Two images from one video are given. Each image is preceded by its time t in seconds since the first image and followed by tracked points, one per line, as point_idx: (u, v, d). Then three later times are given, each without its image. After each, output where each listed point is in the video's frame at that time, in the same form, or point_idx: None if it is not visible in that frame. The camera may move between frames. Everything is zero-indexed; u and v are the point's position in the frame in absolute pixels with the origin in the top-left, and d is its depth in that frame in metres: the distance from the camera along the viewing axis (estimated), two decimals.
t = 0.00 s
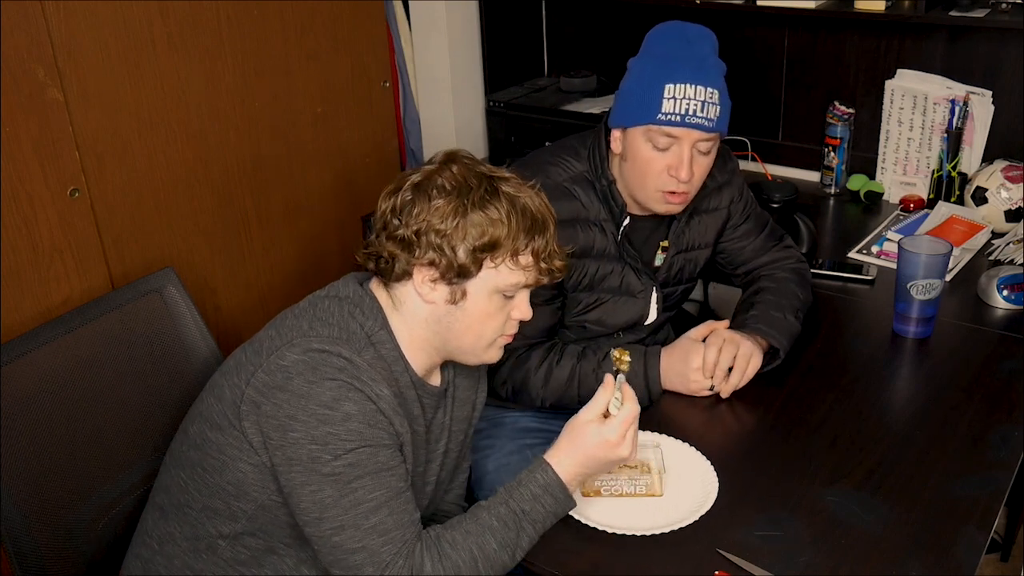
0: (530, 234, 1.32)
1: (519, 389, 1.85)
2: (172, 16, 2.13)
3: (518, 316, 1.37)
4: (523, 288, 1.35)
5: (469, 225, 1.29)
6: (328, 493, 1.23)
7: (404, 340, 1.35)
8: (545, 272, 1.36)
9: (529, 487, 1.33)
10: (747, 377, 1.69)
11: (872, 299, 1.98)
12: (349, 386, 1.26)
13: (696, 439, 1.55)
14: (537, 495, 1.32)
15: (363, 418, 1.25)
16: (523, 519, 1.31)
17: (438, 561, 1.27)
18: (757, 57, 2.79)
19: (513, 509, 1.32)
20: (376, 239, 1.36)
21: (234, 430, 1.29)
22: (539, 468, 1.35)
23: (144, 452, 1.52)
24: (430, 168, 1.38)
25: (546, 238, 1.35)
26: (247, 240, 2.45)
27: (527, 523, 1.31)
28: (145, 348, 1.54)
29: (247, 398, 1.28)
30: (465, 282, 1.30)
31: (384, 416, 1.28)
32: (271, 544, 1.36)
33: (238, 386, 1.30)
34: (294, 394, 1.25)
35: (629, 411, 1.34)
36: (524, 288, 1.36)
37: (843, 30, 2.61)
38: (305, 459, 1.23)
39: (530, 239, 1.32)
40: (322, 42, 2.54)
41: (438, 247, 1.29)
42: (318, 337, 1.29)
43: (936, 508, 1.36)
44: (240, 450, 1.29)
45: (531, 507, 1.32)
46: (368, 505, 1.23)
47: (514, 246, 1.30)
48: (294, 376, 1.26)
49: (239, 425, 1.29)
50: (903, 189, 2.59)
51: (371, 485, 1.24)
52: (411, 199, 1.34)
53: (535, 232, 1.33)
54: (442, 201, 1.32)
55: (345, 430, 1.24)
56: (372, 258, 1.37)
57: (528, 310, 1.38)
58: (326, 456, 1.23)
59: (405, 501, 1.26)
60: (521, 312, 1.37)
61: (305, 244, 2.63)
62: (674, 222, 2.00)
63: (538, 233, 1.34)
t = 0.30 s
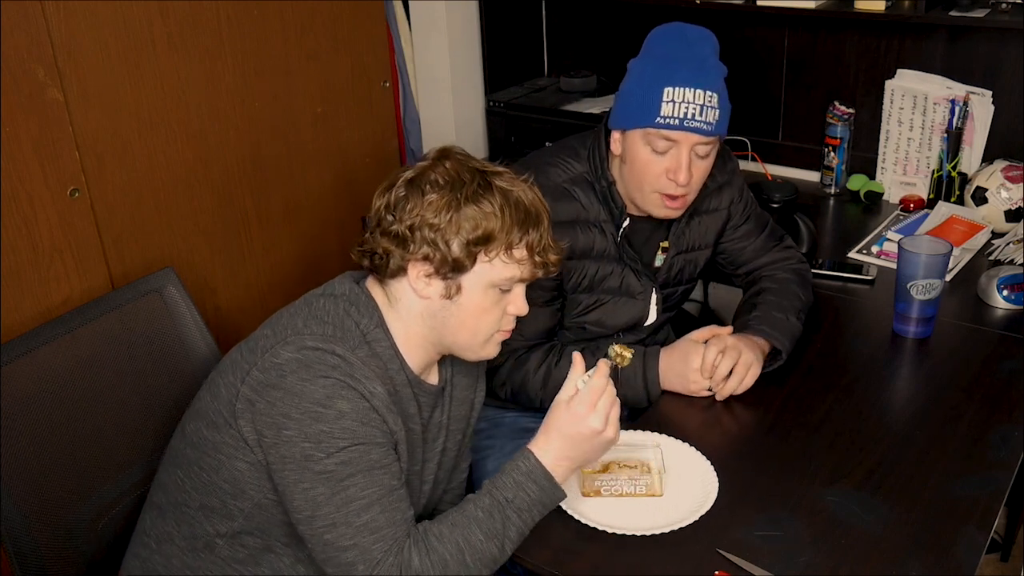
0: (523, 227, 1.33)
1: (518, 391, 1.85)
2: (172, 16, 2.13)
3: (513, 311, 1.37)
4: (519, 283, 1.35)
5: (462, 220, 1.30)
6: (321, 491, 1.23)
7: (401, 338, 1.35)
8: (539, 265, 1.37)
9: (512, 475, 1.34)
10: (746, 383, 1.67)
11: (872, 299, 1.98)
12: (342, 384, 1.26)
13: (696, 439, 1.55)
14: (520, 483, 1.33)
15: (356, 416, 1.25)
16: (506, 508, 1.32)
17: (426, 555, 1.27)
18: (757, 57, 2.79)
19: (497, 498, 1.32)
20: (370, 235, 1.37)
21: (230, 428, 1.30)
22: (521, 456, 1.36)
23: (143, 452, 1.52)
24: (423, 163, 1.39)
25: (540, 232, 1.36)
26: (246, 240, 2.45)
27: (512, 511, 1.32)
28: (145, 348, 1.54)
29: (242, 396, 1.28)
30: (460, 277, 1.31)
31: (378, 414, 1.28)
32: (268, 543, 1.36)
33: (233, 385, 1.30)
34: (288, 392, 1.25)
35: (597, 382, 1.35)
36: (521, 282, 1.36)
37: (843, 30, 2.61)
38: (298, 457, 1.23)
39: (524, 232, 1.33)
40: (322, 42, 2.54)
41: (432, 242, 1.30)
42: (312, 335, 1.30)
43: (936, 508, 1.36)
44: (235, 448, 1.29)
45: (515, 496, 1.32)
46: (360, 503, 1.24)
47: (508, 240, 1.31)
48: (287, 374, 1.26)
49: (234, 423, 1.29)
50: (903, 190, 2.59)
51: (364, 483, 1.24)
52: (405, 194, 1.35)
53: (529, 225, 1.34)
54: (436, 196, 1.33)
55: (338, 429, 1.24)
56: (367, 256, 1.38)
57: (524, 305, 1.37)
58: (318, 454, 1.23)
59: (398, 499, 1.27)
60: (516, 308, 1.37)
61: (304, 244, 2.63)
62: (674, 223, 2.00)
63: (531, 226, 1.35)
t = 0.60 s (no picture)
0: (502, 208, 1.34)
1: (518, 392, 1.85)
2: (172, 16, 2.13)
3: (502, 296, 1.37)
4: (504, 265, 1.36)
5: (439, 203, 1.31)
6: (311, 482, 1.24)
7: (393, 330, 1.36)
8: (522, 246, 1.37)
9: (515, 482, 1.34)
10: (746, 384, 1.67)
11: (872, 299, 1.98)
12: (332, 376, 1.27)
13: (696, 439, 1.55)
14: (522, 490, 1.33)
15: (347, 408, 1.26)
16: (507, 514, 1.32)
17: (420, 552, 1.27)
18: (757, 58, 2.79)
19: (500, 503, 1.32)
20: (354, 229, 1.38)
21: (222, 422, 1.30)
22: (525, 462, 1.36)
23: (143, 451, 1.52)
24: (402, 154, 1.41)
25: (520, 213, 1.37)
26: (246, 238, 2.45)
27: (512, 518, 1.32)
28: (146, 347, 1.55)
29: (234, 389, 1.29)
30: (443, 262, 1.32)
31: (369, 407, 1.29)
32: (261, 539, 1.36)
33: (225, 379, 1.31)
34: (278, 384, 1.26)
35: (614, 407, 1.35)
36: (506, 265, 1.37)
37: (844, 30, 2.61)
38: (289, 449, 1.24)
39: (503, 213, 1.34)
40: (322, 41, 2.54)
41: (412, 228, 1.31)
42: (301, 329, 1.31)
43: (936, 508, 1.36)
44: (227, 442, 1.30)
45: (516, 502, 1.33)
46: (351, 495, 1.24)
47: (487, 221, 1.32)
48: (278, 366, 1.27)
49: (226, 417, 1.30)
50: (903, 190, 2.59)
51: (354, 475, 1.25)
52: (384, 184, 1.37)
53: (508, 205, 1.35)
54: (413, 183, 1.34)
55: (329, 420, 1.25)
56: (353, 250, 1.39)
57: (512, 289, 1.38)
58: (309, 446, 1.24)
59: (389, 492, 1.27)
60: (505, 292, 1.37)
61: (304, 244, 2.63)
62: (674, 225, 2.00)
63: (511, 207, 1.35)
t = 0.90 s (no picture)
0: (504, 211, 1.34)
1: (518, 393, 1.85)
2: (172, 16, 2.13)
3: (501, 297, 1.38)
4: (504, 268, 1.36)
5: (442, 205, 1.31)
6: (303, 480, 1.24)
7: (392, 330, 1.36)
8: (523, 248, 1.37)
9: (511, 497, 1.34)
10: (746, 384, 1.67)
11: (872, 299, 1.98)
12: (328, 375, 1.27)
13: (696, 439, 1.54)
14: (517, 506, 1.33)
15: (341, 408, 1.26)
16: (500, 527, 1.32)
17: (412, 557, 1.28)
18: (757, 58, 2.79)
19: (494, 516, 1.33)
20: (355, 227, 1.38)
21: (218, 417, 1.30)
22: (523, 478, 1.37)
23: (143, 451, 1.52)
24: (405, 154, 1.40)
25: (522, 216, 1.37)
26: (245, 238, 2.45)
27: (505, 532, 1.32)
28: (146, 347, 1.55)
29: (230, 384, 1.29)
30: (444, 263, 1.32)
31: (364, 406, 1.29)
32: (256, 535, 1.36)
33: (223, 374, 1.31)
34: (274, 381, 1.26)
35: (619, 437, 1.36)
36: (507, 267, 1.37)
37: (844, 30, 2.61)
38: (282, 446, 1.24)
39: (505, 216, 1.34)
40: (322, 41, 2.54)
41: (414, 229, 1.31)
42: (298, 326, 1.31)
43: (936, 507, 1.36)
44: (223, 437, 1.30)
45: (511, 516, 1.33)
46: (343, 495, 1.25)
47: (489, 224, 1.32)
48: (274, 363, 1.27)
49: (222, 412, 1.30)
50: (903, 189, 2.59)
51: (346, 475, 1.25)
52: (387, 184, 1.37)
53: (510, 208, 1.35)
54: (416, 184, 1.34)
55: (323, 419, 1.25)
56: (354, 249, 1.39)
57: (512, 292, 1.38)
58: (302, 444, 1.24)
59: (379, 493, 1.28)
60: (504, 295, 1.38)
61: (303, 243, 2.63)
62: (674, 225, 2.00)
63: (513, 210, 1.35)
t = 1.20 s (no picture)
0: (503, 200, 1.34)
1: (518, 393, 1.85)
2: (172, 16, 2.13)
3: (506, 288, 1.39)
4: (506, 256, 1.37)
5: (442, 197, 1.32)
6: (299, 485, 1.24)
7: (396, 330, 1.36)
8: (525, 237, 1.37)
9: (510, 520, 1.34)
10: (746, 384, 1.67)
11: (872, 299, 1.98)
12: (330, 381, 1.27)
13: (696, 439, 1.54)
14: (515, 530, 1.33)
15: (341, 414, 1.26)
16: (497, 550, 1.33)
17: (406, 569, 1.29)
18: (757, 58, 2.79)
19: (491, 538, 1.34)
20: (357, 230, 1.38)
21: (221, 418, 1.30)
22: (524, 503, 1.36)
23: (142, 450, 1.52)
24: (400, 154, 1.41)
25: (521, 204, 1.38)
26: (246, 239, 2.45)
27: (501, 555, 1.33)
28: (147, 347, 1.55)
29: (233, 386, 1.29)
30: (448, 254, 1.32)
31: (364, 413, 1.29)
32: (256, 537, 1.36)
33: (227, 374, 1.32)
34: (276, 385, 1.26)
35: (626, 463, 1.36)
36: (509, 257, 1.38)
37: (843, 30, 2.61)
38: (281, 450, 1.24)
39: (504, 204, 1.35)
40: (323, 42, 2.54)
41: (416, 223, 1.31)
42: (303, 330, 1.31)
43: (936, 507, 1.36)
44: (225, 438, 1.30)
45: (508, 540, 1.33)
46: (338, 502, 1.25)
47: (490, 212, 1.33)
48: (277, 367, 1.27)
49: (225, 413, 1.30)
50: (903, 189, 2.59)
51: (342, 482, 1.25)
52: (386, 183, 1.37)
53: (508, 197, 1.36)
54: (414, 179, 1.35)
55: (323, 424, 1.25)
56: (357, 249, 1.38)
57: (515, 281, 1.40)
58: (300, 449, 1.24)
59: (375, 502, 1.28)
60: (509, 285, 1.39)
61: (303, 244, 2.63)
62: (674, 226, 2.00)
63: (511, 199, 1.36)
